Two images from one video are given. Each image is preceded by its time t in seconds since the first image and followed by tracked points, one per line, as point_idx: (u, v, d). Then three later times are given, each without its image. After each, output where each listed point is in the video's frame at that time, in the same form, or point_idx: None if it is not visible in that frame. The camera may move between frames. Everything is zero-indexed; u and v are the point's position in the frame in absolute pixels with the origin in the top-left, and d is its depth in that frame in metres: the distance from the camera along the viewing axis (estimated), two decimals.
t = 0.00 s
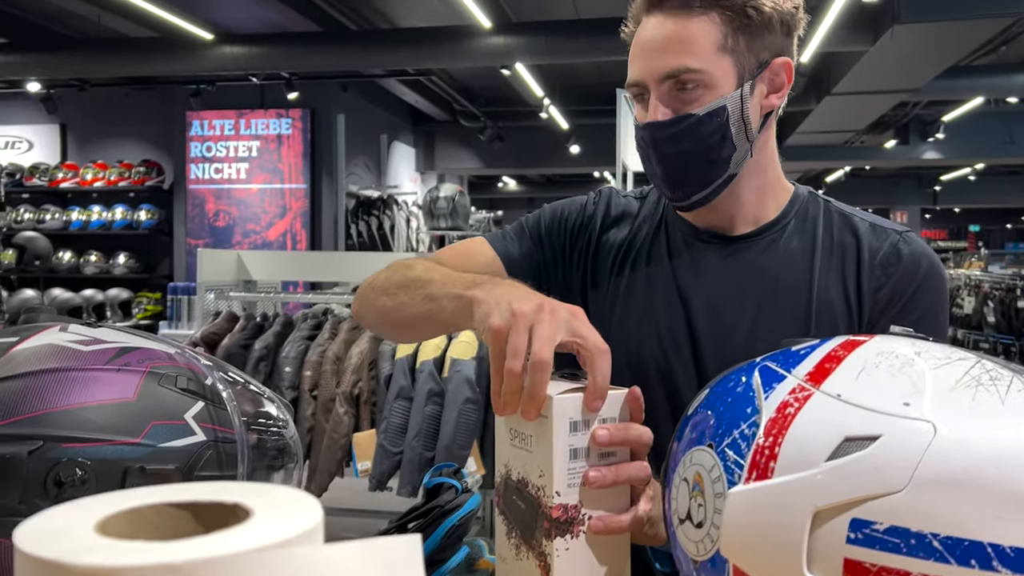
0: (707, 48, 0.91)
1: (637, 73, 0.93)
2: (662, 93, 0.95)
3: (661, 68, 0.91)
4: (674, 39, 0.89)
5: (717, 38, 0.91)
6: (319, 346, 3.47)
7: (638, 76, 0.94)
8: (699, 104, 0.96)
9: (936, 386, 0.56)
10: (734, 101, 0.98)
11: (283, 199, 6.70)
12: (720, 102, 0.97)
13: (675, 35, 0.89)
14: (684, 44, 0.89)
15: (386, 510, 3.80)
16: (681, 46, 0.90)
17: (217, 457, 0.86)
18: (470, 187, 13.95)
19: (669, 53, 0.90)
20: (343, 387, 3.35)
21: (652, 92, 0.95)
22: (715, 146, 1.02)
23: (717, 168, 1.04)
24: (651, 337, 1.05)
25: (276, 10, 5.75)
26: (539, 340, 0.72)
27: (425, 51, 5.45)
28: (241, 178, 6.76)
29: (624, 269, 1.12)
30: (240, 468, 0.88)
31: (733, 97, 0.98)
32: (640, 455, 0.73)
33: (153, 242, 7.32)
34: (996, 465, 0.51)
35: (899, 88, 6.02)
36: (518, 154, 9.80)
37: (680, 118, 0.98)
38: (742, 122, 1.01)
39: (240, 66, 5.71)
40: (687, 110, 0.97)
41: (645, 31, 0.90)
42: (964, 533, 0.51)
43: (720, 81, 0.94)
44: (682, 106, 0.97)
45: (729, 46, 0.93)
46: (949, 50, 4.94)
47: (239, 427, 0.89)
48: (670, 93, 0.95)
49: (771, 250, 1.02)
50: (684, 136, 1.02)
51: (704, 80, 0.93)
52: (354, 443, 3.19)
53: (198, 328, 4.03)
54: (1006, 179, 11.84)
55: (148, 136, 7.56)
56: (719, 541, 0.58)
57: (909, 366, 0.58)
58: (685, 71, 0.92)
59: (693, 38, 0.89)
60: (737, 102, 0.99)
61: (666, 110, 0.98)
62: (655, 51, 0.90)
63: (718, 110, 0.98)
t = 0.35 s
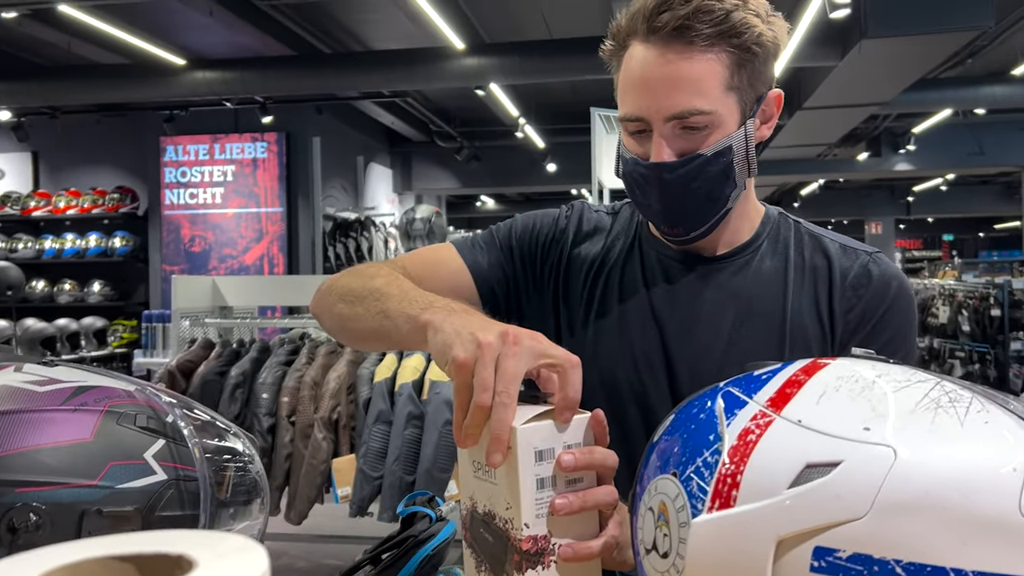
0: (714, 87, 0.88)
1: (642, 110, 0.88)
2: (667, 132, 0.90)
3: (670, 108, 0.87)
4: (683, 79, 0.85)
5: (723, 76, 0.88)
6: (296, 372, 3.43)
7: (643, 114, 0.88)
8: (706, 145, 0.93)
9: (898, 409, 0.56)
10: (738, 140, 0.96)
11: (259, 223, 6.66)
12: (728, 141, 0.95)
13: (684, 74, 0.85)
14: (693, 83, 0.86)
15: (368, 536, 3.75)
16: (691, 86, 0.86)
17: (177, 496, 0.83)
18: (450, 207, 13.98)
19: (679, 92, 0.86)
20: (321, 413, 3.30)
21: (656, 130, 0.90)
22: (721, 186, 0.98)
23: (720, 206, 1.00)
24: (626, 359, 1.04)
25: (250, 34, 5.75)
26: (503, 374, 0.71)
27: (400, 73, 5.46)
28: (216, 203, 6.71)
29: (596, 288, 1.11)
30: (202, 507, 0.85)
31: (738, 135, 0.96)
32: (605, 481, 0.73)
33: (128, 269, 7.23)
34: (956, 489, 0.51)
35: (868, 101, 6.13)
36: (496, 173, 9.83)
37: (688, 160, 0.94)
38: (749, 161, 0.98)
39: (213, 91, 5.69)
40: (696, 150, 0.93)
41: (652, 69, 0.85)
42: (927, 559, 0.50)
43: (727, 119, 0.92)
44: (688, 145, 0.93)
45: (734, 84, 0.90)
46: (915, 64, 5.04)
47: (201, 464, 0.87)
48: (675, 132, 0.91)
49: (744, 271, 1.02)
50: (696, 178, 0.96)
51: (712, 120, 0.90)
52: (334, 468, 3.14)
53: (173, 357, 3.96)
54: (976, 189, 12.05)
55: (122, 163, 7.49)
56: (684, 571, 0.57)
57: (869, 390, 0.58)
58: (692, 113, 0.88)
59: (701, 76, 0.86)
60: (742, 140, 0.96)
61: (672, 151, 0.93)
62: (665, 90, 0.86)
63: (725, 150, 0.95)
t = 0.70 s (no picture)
0: (683, 92, 0.87)
1: (609, 114, 0.87)
2: (634, 136, 0.90)
3: (638, 113, 0.86)
4: (650, 84, 0.85)
5: (692, 81, 0.88)
6: (269, 376, 3.38)
7: (610, 117, 0.87)
8: (675, 147, 0.93)
9: (860, 410, 0.55)
10: (706, 143, 0.96)
11: (231, 225, 6.57)
12: (696, 144, 0.94)
13: (651, 80, 0.84)
14: (661, 89, 0.85)
15: (348, 538, 3.71)
16: (659, 91, 0.85)
17: (134, 513, 0.80)
18: (424, 204, 13.91)
19: (646, 97, 0.85)
20: (297, 416, 3.26)
21: (624, 133, 0.89)
22: (689, 189, 0.98)
23: (686, 209, 0.99)
24: (592, 359, 1.03)
25: (216, 35, 5.67)
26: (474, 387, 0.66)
27: (370, 71, 5.41)
28: (187, 206, 6.61)
29: (564, 284, 1.09)
30: (160, 524, 0.82)
31: (706, 139, 0.95)
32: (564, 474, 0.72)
33: (98, 274, 7.10)
34: (917, 491, 0.50)
35: (836, 93, 6.19)
36: (470, 170, 9.79)
37: (655, 164, 0.93)
38: (715, 163, 0.97)
39: (180, 93, 5.59)
40: (663, 155, 0.93)
41: (619, 74, 0.84)
42: (891, 561, 0.49)
43: (695, 124, 0.92)
44: (656, 149, 0.92)
45: (703, 87, 0.90)
46: (881, 55, 5.08)
47: (158, 480, 0.84)
48: (643, 136, 0.90)
49: (709, 268, 1.01)
50: (665, 181, 0.95)
51: (680, 124, 0.90)
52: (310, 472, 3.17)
53: (144, 363, 3.89)
54: (945, 177, 12.22)
55: (89, 166, 7.34)
56: None
57: (830, 391, 0.57)
58: (660, 117, 0.87)
59: (669, 82, 0.85)
60: (709, 143, 0.96)
61: (639, 155, 0.92)
62: (633, 96, 0.85)
63: (693, 154, 0.95)
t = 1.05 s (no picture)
0: (676, 89, 0.87)
1: (599, 107, 0.87)
2: (623, 131, 0.90)
3: (629, 108, 0.86)
4: (644, 80, 0.84)
5: (686, 79, 0.88)
6: (246, 371, 3.34)
7: (601, 110, 0.87)
8: (664, 146, 0.93)
9: (830, 396, 0.55)
10: (694, 141, 0.96)
11: (204, 219, 6.48)
12: (683, 143, 0.95)
13: (645, 75, 0.84)
14: (654, 85, 0.85)
15: (329, 533, 3.70)
16: (652, 87, 0.85)
17: (102, 515, 0.77)
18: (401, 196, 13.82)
19: (639, 92, 0.85)
20: (273, 411, 3.23)
21: (613, 126, 0.89)
22: (673, 189, 0.98)
23: (669, 201, 0.99)
24: (570, 351, 1.02)
25: (185, 27, 5.57)
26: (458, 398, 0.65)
27: (342, 62, 5.34)
28: (159, 201, 6.51)
29: (541, 274, 1.08)
30: (130, 524, 0.79)
31: (694, 137, 0.96)
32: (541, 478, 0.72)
33: (69, 271, 6.97)
34: (887, 475, 0.51)
35: (809, 79, 6.24)
36: (445, 161, 9.74)
37: (643, 160, 0.93)
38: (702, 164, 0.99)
39: (149, 86, 5.49)
40: (651, 152, 0.93)
41: (613, 67, 0.84)
42: (860, 547, 0.50)
43: (685, 122, 0.93)
44: (645, 145, 0.92)
45: (695, 86, 0.90)
46: (852, 42, 5.12)
47: (127, 481, 0.82)
48: (633, 131, 0.90)
49: (687, 257, 1.01)
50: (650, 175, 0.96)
51: (670, 122, 0.90)
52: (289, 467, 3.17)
53: (118, 361, 3.83)
54: (917, 162, 12.37)
55: (56, 162, 7.19)
56: (621, 567, 0.56)
57: (800, 378, 0.57)
58: (652, 115, 0.87)
59: (663, 78, 0.85)
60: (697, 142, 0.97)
61: (627, 150, 0.92)
62: (625, 90, 0.85)
63: (681, 152, 0.95)
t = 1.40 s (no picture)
0: (657, 93, 0.87)
1: (580, 107, 0.86)
2: (603, 131, 0.89)
3: (610, 109, 0.86)
4: (626, 82, 0.84)
5: (667, 81, 0.87)
6: (227, 371, 3.31)
7: (582, 110, 0.87)
8: (643, 148, 0.94)
9: (802, 397, 0.55)
10: (675, 143, 0.96)
11: (185, 218, 6.41)
12: (663, 145, 0.95)
13: (627, 77, 0.84)
14: (636, 87, 0.85)
15: (313, 532, 3.68)
16: (633, 89, 0.85)
17: (70, 523, 0.73)
18: (384, 193, 13.77)
19: (620, 93, 0.85)
20: (255, 411, 3.20)
21: (593, 126, 0.89)
22: (653, 189, 0.98)
23: (650, 200, 0.98)
24: (549, 352, 1.01)
25: (164, 24, 5.50)
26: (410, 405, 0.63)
27: (323, 59, 5.30)
28: (139, 200, 6.44)
29: (520, 272, 1.06)
30: (100, 531, 0.75)
31: (675, 139, 0.96)
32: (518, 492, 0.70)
33: (48, 271, 6.88)
34: (856, 474, 0.50)
35: (790, 74, 6.26)
36: (429, 157, 9.71)
37: (622, 161, 0.94)
38: (682, 164, 0.98)
39: (127, 84, 5.42)
40: (631, 154, 0.94)
41: (596, 66, 0.83)
42: (832, 548, 0.49)
43: (665, 124, 0.92)
44: (624, 146, 0.93)
45: (677, 88, 0.90)
46: (833, 36, 5.14)
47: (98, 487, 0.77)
48: (612, 132, 0.90)
49: (665, 254, 1.01)
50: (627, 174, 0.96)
51: (650, 124, 0.90)
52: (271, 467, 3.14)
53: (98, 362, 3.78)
54: (898, 155, 12.47)
55: (33, 160, 7.09)
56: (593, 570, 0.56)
57: (772, 378, 0.57)
58: (632, 117, 0.87)
59: (644, 80, 0.85)
60: (678, 144, 0.97)
61: (605, 152, 0.93)
62: (607, 91, 0.84)
63: (660, 154, 0.95)
